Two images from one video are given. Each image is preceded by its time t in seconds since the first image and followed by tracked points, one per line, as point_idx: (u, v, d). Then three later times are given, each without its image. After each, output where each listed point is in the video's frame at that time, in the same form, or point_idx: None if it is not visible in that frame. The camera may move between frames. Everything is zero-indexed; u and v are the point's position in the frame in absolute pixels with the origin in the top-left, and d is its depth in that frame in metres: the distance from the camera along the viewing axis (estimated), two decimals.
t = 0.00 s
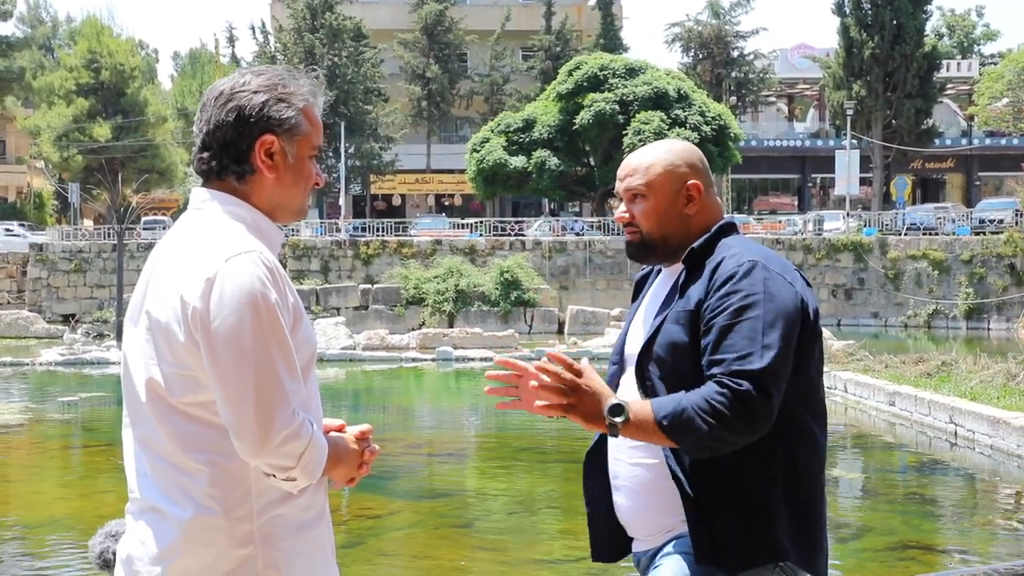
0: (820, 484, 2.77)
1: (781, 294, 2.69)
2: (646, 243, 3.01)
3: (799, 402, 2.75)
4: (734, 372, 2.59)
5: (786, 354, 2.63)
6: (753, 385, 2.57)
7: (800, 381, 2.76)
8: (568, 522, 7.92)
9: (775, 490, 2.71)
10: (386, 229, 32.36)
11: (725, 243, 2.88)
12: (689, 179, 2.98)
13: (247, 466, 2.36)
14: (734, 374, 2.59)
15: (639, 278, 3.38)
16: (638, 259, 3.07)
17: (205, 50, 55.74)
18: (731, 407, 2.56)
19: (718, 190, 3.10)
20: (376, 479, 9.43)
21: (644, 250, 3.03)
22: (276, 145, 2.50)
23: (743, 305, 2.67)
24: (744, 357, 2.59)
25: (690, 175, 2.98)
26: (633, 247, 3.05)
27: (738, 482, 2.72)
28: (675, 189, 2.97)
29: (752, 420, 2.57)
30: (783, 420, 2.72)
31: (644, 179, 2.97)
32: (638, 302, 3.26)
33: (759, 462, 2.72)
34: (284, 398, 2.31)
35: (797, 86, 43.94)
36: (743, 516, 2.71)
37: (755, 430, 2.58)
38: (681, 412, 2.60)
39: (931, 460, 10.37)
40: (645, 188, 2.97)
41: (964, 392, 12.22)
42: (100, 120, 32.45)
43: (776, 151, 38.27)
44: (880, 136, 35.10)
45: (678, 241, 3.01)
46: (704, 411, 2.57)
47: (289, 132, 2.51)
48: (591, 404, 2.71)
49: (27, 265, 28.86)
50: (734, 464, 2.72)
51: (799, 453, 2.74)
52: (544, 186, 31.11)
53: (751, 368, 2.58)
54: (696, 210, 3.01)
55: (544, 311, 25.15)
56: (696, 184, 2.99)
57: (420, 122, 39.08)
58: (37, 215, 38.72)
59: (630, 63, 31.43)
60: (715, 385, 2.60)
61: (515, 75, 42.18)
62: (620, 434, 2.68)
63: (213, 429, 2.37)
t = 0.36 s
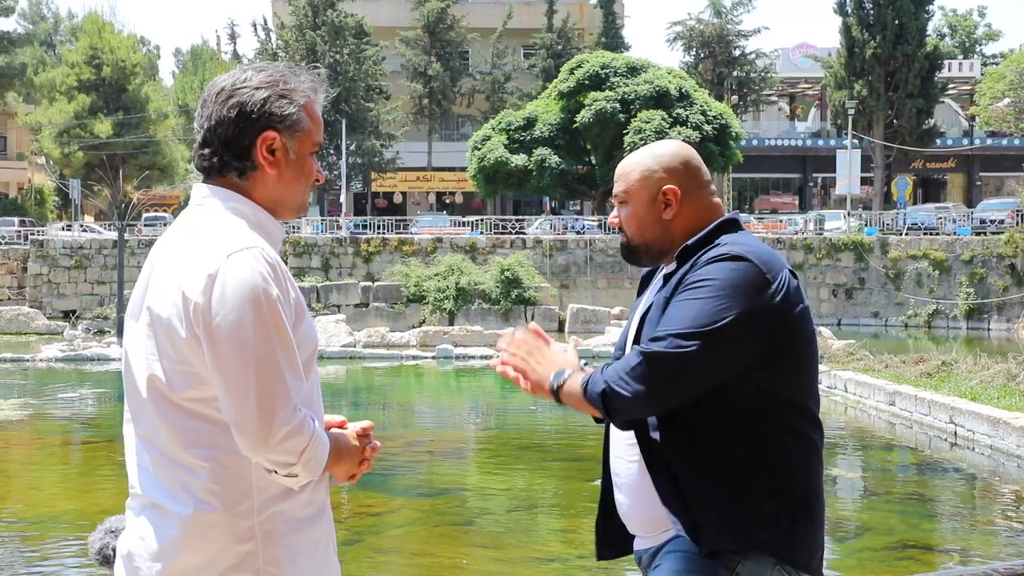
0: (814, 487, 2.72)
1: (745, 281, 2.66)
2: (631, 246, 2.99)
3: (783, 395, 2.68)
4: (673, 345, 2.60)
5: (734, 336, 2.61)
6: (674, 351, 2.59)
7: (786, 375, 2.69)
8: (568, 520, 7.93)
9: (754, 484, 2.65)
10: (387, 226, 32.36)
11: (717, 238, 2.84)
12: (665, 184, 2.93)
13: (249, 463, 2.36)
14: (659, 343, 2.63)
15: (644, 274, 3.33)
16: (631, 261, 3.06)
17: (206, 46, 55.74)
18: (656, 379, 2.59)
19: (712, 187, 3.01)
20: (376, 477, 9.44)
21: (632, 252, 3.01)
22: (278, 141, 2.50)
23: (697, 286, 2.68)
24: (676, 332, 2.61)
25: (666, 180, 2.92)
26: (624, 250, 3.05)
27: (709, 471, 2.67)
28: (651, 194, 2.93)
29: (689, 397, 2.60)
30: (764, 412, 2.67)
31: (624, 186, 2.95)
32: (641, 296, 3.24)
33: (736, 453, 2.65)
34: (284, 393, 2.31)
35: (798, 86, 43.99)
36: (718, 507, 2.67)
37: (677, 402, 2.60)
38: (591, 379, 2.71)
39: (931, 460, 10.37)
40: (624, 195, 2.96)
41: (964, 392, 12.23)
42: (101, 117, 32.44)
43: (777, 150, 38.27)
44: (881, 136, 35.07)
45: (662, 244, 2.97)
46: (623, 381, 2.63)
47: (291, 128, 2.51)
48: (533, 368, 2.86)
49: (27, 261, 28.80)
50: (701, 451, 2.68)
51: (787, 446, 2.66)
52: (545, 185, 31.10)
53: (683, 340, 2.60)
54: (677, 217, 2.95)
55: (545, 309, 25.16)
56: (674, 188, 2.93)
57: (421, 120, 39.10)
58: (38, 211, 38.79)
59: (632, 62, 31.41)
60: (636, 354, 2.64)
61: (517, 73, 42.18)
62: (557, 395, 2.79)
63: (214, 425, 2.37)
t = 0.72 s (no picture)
0: (810, 485, 2.73)
1: (731, 282, 2.67)
2: (626, 249, 3.02)
3: (773, 395, 2.69)
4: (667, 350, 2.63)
5: (720, 335, 2.63)
6: (660, 355, 2.63)
7: (777, 374, 2.70)
8: (568, 520, 7.94)
9: (746, 484, 2.66)
10: (387, 226, 32.35)
11: (709, 238, 2.85)
12: (655, 184, 2.94)
13: (249, 463, 2.37)
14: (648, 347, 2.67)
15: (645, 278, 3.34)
16: (629, 264, 3.08)
17: (206, 47, 55.78)
18: (649, 385, 2.63)
19: (703, 186, 3.01)
20: (376, 477, 9.44)
21: (628, 256, 3.04)
22: (279, 142, 2.50)
23: (681, 288, 2.70)
24: (663, 335, 2.65)
25: (655, 180, 2.94)
26: (621, 254, 3.07)
27: (699, 471, 2.67)
28: (640, 195, 2.95)
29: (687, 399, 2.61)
30: (755, 412, 2.67)
31: (615, 189, 2.99)
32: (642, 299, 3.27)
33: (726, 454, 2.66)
34: (285, 394, 2.32)
35: (798, 85, 44.05)
36: (709, 509, 2.67)
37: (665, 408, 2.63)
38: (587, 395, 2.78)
39: (930, 458, 10.38)
40: (615, 198, 2.98)
41: (964, 391, 12.23)
42: (101, 117, 32.42)
43: (776, 149, 38.31)
44: (881, 134, 35.08)
45: (654, 245, 2.98)
46: (615, 388, 2.68)
47: (292, 129, 2.52)
48: (535, 412, 3.00)
49: (26, 262, 28.81)
50: (689, 450, 2.68)
51: (777, 445, 2.67)
52: (544, 184, 31.11)
53: (668, 342, 2.63)
54: (667, 217, 2.95)
55: (544, 308, 25.16)
56: (663, 188, 2.94)
57: (420, 120, 39.11)
58: (38, 211, 38.81)
59: (631, 62, 31.41)
60: (627, 362, 2.68)
61: (516, 73, 42.16)
62: (561, 425, 2.91)
63: (215, 426, 2.38)
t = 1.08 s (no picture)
0: (809, 486, 2.74)
1: (742, 286, 2.69)
2: (627, 244, 3.01)
3: (775, 395, 2.71)
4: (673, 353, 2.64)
5: (726, 339, 2.64)
6: (678, 366, 2.63)
7: (779, 375, 2.71)
8: (568, 520, 7.94)
9: (750, 483, 2.67)
10: (385, 227, 32.34)
11: (711, 238, 2.87)
12: (659, 180, 2.94)
13: (248, 464, 2.37)
14: (663, 356, 2.67)
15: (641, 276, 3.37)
16: (629, 260, 3.07)
17: (204, 48, 55.80)
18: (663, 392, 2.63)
19: (703, 183, 3.03)
20: (375, 477, 9.45)
21: (628, 251, 3.04)
22: (276, 143, 2.50)
23: (691, 294, 2.72)
24: (676, 342, 2.65)
25: (659, 175, 2.94)
26: (620, 249, 3.06)
27: (702, 474, 2.69)
28: (644, 191, 2.94)
29: (690, 402, 2.63)
30: (756, 413, 2.69)
31: (617, 184, 2.97)
32: (636, 299, 3.28)
33: (728, 455, 2.68)
34: (284, 396, 2.32)
35: (795, 84, 44.10)
36: (710, 510, 2.69)
37: (681, 414, 2.63)
38: (608, 398, 2.78)
39: (930, 456, 10.38)
40: (618, 192, 2.97)
41: (964, 388, 12.23)
42: (99, 119, 32.38)
43: (775, 147, 38.32)
44: (879, 132, 35.07)
45: (657, 241, 2.99)
46: (635, 396, 2.68)
47: (289, 129, 2.51)
48: (547, 396, 3.02)
49: (25, 263, 28.84)
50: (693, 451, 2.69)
51: (775, 443, 2.69)
52: (543, 184, 31.11)
53: (686, 352, 2.63)
54: (672, 213, 2.96)
55: (543, 308, 25.16)
56: (667, 183, 2.94)
57: (418, 120, 39.08)
58: (37, 213, 38.80)
59: (629, 61, 31.39)
60: (645, 370, 2.69)
61: (513, 73, 42.14)
62: (575, 416, 2.93)
63: (214, 427, 2.38)
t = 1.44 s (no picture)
0: (809, 491, 2.76)
1: (749, 291, 2.72)
2: (638, 243, 3.04)
3: (777, 400, 2.74)
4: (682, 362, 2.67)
5: (734, 347, 2.67)
6: (689, 373, 2.65)
7: (782, 379, 2.75)
8: (570, 526, 7.91)
9: (755, 489, 2.70)
10: (386, 233, 32.35)
11: (714, 245, 2.91)
12: (680, 179, 2.99)
13: (248, 473, 2.36)
14: (675, 362, 2.69)
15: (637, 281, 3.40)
16: (634, 258, 3.10)
17: (204, 55, 55.86)
18: (671, 399, 2.66)
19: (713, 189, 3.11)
20: (376, 484, 9.43)
21: (635, 250, 3.07)
22: (275, 149, 2.50)
23: (697, 301, 2.75)
24: (686, 348, 2.68)
25: (680, 176, 2.99)
26: (626, 248, 3.08)
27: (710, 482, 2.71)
28: (664, 190, 2.99)
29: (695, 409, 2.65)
30: (759, 418, 2.72)
31: (636, 182, 3.00)
32: (635, 303, 3.29)
33: (733, 459, 2.72)
34: (285, 403, 2.31)
35: (796, 89, 44.14)
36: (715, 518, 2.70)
37: (689, 419, 2.65)
38: (621, 405, 2.79)
39: (932, 463, 10.37)
40: (636, 190, 3.00)
41: (965, 395, 12.21)
42: (100, 126, 32.37)
43: (775, 153, 38.37)
44: (879, 138, 35.11)
45: (670, 241, 3.03)
46: (647, 403, 2.69)
47: (288, 136, 2.51)
48: (557, 404, 3.03)
49: (26, 270, 28.81)
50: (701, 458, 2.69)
51: (775, 447, 2.72)
52: (543, 190, 31.12)
53: (697, 358, 2.66)
54: (687, 215, 3.02)
55: (544, 314, 25.14)
56: (688, 183, 3.00)
57: (419, 126, 39.11)
58: (37, 220, 38.80)
59: (629, 67, 31.42)
60: (657, 377, 2.71)
61: (514, 79, 42.19)
62: (586, 425, 2.94)
63: (214, 434, 2.37)
